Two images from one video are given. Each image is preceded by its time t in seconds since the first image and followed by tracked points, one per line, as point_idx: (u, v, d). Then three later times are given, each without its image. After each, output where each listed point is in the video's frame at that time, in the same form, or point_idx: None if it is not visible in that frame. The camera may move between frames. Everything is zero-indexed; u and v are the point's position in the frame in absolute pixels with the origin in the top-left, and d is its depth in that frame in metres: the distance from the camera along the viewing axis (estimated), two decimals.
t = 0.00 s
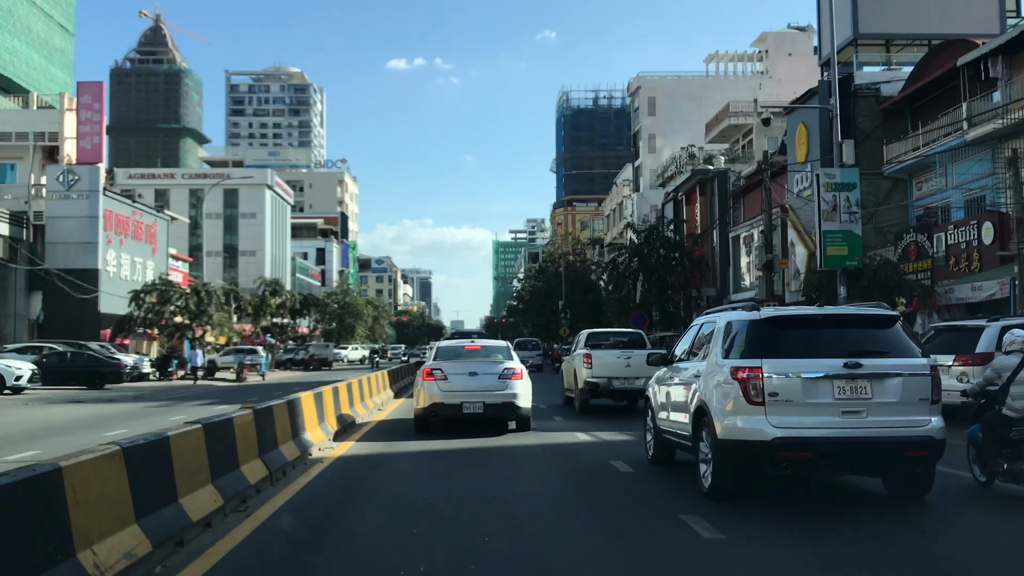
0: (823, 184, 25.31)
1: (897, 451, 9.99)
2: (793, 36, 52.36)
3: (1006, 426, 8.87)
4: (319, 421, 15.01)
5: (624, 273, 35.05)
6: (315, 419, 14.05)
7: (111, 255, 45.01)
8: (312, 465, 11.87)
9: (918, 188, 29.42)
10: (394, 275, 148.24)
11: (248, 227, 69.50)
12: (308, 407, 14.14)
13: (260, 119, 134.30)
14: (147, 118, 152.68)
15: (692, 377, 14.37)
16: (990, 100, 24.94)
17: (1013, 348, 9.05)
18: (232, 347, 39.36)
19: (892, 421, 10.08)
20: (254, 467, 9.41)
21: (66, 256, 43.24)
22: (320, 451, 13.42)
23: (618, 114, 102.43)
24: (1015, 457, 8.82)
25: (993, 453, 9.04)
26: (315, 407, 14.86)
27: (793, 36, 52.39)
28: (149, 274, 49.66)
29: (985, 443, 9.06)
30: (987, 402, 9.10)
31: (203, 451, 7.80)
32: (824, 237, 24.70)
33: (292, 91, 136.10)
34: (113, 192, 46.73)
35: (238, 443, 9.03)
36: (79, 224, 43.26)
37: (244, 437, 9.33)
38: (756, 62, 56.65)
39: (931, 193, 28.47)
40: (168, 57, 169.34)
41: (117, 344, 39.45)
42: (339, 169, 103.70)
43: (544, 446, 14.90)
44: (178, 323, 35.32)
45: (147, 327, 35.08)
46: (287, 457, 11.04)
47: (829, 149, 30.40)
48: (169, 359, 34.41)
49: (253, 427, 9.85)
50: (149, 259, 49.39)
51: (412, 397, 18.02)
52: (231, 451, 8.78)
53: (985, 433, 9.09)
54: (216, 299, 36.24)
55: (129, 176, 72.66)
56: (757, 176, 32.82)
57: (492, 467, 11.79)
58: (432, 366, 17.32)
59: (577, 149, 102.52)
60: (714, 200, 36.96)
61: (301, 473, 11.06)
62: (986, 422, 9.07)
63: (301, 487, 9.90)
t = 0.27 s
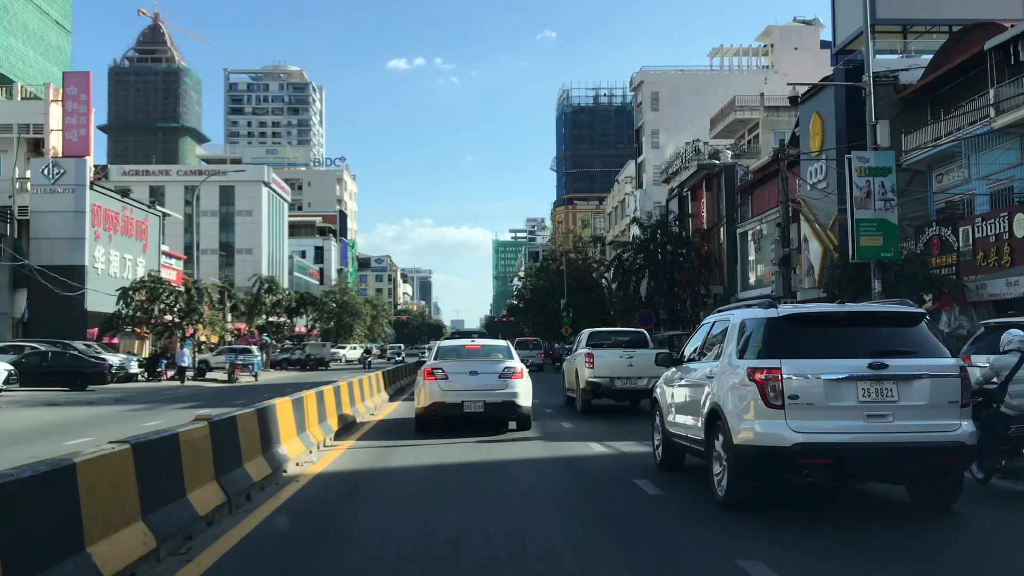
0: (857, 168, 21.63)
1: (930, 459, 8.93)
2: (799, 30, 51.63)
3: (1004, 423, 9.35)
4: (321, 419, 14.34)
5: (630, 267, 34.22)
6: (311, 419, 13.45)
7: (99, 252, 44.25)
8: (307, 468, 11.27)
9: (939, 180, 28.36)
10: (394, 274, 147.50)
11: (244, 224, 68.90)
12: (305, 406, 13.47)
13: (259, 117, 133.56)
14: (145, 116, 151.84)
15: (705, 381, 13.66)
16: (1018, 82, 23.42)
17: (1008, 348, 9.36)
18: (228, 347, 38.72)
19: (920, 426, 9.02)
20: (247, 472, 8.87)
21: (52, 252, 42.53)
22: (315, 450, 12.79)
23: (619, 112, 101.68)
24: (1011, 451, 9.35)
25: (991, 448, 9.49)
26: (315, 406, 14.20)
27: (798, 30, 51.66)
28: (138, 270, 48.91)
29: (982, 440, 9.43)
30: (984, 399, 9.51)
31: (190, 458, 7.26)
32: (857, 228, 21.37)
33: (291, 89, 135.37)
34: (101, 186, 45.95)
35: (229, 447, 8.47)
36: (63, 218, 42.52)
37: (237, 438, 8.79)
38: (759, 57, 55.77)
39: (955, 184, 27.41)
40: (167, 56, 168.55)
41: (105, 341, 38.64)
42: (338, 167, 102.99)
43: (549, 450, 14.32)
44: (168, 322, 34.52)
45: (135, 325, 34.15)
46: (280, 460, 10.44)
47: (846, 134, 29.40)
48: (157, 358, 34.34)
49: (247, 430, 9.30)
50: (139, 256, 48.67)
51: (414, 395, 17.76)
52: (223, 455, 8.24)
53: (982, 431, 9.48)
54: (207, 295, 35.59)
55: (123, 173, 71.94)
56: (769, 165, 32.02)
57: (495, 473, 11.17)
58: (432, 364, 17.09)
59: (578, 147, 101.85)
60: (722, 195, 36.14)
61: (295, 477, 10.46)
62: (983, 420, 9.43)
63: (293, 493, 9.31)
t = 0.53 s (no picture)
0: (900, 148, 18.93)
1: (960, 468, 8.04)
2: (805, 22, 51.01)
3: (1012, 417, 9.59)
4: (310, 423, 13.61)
5: (637, 262, 33.19)
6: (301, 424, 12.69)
7: (86, 248, 43.47)
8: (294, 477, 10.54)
9: (961, 170, 27.07)
10: (394, 273, 146.79)
11: (240, 221, 68.17)
12: (295, 409, 12.75)
13: (258, 116, 132.89)
14: (144, 115, 151.03)
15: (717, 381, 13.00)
16: None
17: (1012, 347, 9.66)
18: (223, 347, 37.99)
19: (948, 431, 8.12)
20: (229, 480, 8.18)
21: (35, 247, 41.70)
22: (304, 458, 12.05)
23: (621, 110, 100.86)
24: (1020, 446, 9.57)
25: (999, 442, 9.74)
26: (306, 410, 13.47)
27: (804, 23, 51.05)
28: (128, 266, 48.16)
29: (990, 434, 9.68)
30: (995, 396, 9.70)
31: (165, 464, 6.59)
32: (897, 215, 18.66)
33: (291, 87, 134.69)
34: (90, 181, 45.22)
35: (209, 453, 7.77)
36: (48, 213, 41.71)
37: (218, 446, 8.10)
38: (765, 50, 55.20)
39: (979, 175, 26.04)
40: (165, 54, 167.64)
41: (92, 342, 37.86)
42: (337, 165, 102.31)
43: (554, 457, 13.65)
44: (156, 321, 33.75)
45: (122, 325, 33.54)
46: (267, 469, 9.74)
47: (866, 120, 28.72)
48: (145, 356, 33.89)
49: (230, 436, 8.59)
50: (128, 252, 47.89)
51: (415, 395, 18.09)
52: (203, 461, 7.55)
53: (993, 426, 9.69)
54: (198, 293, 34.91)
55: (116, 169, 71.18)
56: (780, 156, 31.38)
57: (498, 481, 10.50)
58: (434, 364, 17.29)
59: (579, 144, 101.24)
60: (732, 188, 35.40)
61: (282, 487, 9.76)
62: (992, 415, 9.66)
63: (282, 502, 8.66)
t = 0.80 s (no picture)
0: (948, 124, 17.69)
1: (1006, 478, 7.09)
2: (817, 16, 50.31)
3: None
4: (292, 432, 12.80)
5: (644, 258, 32.45)
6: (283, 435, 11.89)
7: (74, 245, 42.69)
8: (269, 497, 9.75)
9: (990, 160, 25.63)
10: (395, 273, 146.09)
11: (237, 219, 67.48)
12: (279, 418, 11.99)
13: (258, 115, 132.21)
14: (143, 114, 150.25)
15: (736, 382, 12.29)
16: None
17: None
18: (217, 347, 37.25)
19: (990, 437, 7.16)
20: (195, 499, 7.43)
21: (19, 244, 40.98)
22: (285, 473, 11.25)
23: (623, 107, 99.94)
24: None
25: None
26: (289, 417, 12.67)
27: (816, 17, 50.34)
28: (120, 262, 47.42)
29: None
30: None
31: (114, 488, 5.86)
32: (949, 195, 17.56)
33: (291, 86, 134.08)
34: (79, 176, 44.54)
35: (172, 470, 7.04)
36: (32, 208, 41.05)
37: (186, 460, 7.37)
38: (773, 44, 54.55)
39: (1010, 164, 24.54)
40: (165, 53, 166.74)
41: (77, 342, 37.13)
42: (337, 163, 101.59)
43: (560, 468, 12.91)
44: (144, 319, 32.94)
45: (109, 323, 32.84)
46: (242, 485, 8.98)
47: (887, 105, 28.08)
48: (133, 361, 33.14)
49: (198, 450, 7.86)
50: (119, 249, 47.10)
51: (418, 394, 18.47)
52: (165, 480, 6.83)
53: None
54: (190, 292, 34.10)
55: (111, 167, 70.53)
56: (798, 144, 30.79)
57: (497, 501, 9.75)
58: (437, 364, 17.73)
59: (581, 143, 100.62)
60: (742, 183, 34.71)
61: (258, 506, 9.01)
62: None
63: (263, 525, 8.00)
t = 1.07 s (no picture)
0: None
1: None
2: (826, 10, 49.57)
3: None
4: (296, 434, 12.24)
5: (655, 255, 31.65)
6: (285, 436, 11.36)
7: (62, 241, 41.74)
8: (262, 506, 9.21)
9: None
10: (397, 273, 145.50)
11: (235, 216, 66.88)
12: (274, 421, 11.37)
13: (259, 114, 131.64)
14: (144, 112, 149.63)
15: (753, 383, 11.69)
16: None
17: None
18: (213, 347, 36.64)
19: None
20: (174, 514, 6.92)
21: (4, 240, 39.80)
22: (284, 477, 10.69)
23: (626, 106, 99.13)
24: None
25: None
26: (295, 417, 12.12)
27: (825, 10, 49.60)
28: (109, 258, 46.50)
29: None
30: None
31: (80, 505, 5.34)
32: None
33: (292, 85, 133.41)
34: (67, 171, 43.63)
35: (149, 482, 6.51)
36: (17, 202, 39.90)
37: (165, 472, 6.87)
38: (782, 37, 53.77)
39: None
40: (166, 52, 166.04)
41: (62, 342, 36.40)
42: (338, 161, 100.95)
43: (567, 473, 12.30)
44: (133, 319, 32.17)
45: (96, 323, 31.84)
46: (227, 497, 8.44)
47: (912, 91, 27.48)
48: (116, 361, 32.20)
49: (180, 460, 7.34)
50: (110, 246, 46.24)
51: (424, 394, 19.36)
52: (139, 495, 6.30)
53: None
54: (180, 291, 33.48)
55: (107, 163, 69.73)
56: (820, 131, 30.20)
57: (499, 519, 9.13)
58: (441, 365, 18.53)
59: (584, 141, 99.88)
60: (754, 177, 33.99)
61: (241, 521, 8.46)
62: None
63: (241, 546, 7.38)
